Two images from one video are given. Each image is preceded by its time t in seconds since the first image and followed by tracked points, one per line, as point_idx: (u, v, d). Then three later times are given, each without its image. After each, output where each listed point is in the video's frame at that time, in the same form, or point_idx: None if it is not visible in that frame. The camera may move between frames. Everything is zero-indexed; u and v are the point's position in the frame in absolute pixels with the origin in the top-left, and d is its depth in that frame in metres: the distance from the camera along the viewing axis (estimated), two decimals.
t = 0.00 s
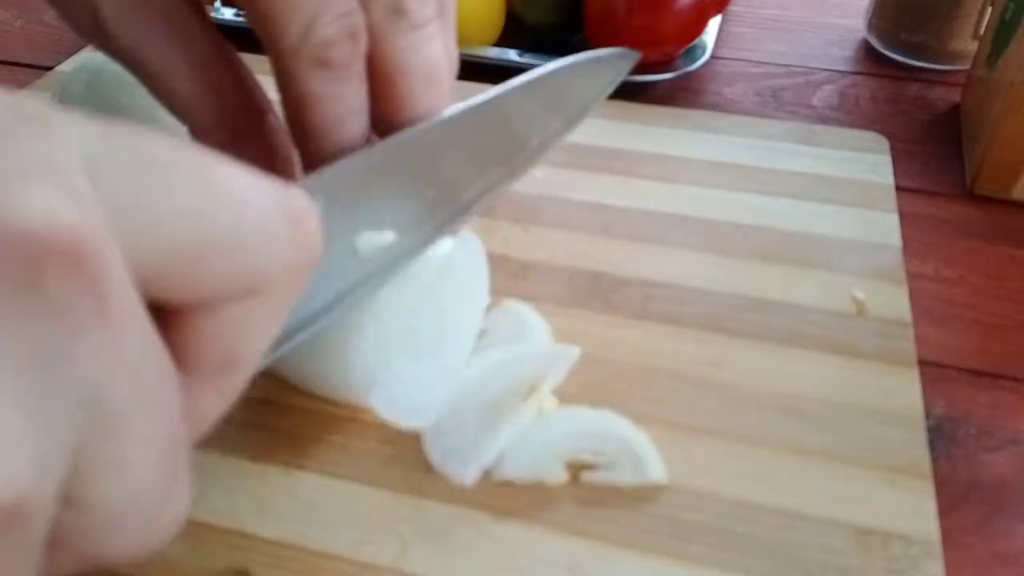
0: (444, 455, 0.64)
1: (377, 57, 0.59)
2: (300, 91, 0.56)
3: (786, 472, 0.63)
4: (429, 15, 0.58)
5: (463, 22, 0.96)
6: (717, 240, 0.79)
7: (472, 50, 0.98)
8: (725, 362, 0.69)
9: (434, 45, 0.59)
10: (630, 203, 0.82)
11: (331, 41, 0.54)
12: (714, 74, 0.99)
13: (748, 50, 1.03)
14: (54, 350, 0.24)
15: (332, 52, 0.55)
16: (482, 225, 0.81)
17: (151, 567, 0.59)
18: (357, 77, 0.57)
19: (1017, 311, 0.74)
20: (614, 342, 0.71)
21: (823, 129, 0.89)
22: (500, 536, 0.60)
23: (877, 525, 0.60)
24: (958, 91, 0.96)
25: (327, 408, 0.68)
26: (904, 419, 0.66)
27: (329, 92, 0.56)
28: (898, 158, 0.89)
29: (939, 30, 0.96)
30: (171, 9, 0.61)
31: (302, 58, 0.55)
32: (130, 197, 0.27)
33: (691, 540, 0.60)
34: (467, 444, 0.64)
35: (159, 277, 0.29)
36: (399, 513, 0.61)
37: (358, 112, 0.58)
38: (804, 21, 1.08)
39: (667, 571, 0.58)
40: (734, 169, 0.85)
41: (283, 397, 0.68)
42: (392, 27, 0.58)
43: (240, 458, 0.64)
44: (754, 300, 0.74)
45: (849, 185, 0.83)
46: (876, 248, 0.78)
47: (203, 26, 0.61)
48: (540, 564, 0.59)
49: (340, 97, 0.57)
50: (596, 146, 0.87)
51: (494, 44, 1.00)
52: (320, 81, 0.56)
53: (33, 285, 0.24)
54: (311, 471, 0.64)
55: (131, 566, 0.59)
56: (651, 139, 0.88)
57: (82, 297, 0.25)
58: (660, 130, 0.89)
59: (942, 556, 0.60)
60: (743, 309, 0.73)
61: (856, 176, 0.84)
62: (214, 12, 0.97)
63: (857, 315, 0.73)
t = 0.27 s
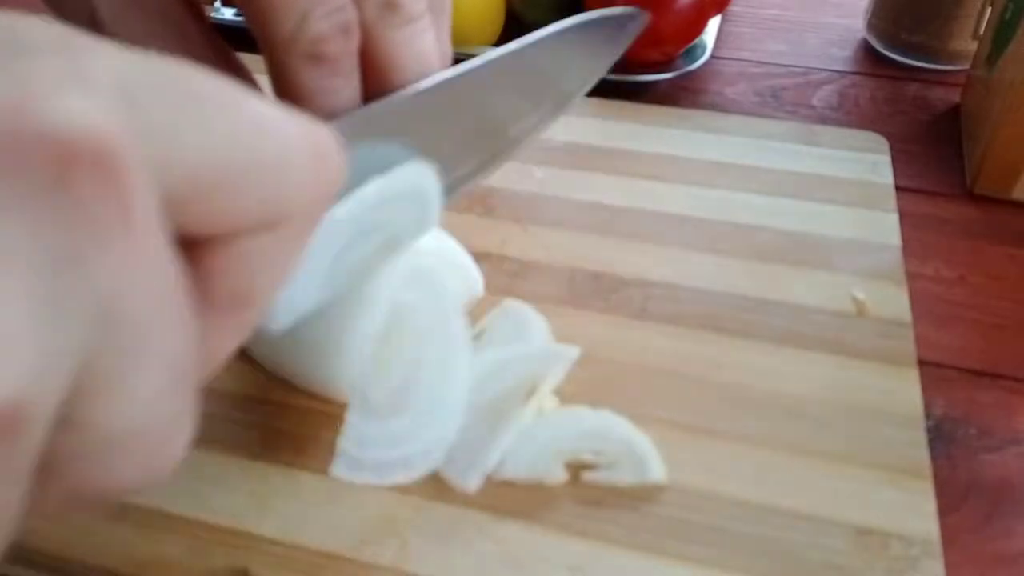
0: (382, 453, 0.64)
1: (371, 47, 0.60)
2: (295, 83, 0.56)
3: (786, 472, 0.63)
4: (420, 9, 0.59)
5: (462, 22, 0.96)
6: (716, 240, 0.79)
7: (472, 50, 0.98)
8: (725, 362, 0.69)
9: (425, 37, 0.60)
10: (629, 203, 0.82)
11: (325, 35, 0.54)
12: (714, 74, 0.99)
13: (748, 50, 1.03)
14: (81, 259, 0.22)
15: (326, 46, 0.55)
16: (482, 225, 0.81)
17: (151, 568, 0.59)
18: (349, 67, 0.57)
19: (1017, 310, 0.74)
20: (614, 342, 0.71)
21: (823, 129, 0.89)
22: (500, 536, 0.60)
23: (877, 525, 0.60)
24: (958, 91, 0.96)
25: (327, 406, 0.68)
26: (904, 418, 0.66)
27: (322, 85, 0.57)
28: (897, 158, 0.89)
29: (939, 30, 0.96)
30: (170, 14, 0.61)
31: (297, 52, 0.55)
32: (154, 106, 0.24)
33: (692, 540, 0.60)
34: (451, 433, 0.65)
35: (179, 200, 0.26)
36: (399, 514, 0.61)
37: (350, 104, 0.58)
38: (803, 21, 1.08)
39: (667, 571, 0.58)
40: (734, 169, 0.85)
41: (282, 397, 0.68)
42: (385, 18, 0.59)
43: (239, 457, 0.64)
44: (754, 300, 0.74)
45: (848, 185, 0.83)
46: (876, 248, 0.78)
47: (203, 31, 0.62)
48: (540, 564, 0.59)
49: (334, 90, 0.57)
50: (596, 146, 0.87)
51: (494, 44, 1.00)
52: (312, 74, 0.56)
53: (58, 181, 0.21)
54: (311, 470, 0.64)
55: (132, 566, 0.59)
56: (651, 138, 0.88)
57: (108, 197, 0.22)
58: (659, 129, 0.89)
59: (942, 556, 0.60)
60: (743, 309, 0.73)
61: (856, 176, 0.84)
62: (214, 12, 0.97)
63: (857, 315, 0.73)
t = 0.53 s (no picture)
0: (386, 426, 0.67)
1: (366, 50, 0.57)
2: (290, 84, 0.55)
3: (785, 472, 0.63)
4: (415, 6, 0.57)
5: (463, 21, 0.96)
6: (717, 240, 0.79)
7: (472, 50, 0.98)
8: (725, 362, 0.70)
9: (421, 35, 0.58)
10: (629, 203, 0.82)
11: (320, 32, 0.53)
12: (714, 74, 0.99)
13: (748, 51, 1.03)
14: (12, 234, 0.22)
15: (321, 44, 0.54)
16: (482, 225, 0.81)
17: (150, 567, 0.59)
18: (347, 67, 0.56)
19: (1017, 310, 0.74)
20: (615, 342, 0.71)
21: (823, 129, 0.89)
22: (500, 536, 0.60)
23: (877, 525, 0.60)
24: (958, 91, 0.96)
25: (328, 406, 0.68)
26: (904, 418, 0.66)
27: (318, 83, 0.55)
28: (897, 158, 0.89)
29: (939, 31, 0.96)
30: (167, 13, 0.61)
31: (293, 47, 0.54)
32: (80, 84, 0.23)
33: (692, 540, 0.60)
34: (450, 429, 0.66)
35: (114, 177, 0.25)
36: (399, 514, 0.61)
37: (347, 101, 0.57)
38: (803, 21, 1.08)
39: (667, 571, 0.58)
40: (733, 169, 0.85)
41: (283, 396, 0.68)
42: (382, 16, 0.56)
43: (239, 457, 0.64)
44: (755, 300, 0.74)
45: (848, 185, 0.83)
46: (876, 248, 0.78)
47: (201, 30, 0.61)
48: (540, 564, 0.59)
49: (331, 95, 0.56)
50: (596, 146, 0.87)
51: (494, 44, 1.00)
52: (308, 73, 0.55)
53: None
54: (311, 470, 0.64)
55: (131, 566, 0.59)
56: (651, 139, 0.88)
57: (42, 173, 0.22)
58: (659, 129, 0.89)
59: (942, 556, 0.60)
60: (743, 309, 0.73)
61: (855, 176, 0.84)
62: (214, 12, 0.97)
63: (857, 315, 0.73)
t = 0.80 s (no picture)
0: (387, 424, 0.67)
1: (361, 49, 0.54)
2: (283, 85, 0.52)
3: (785, 472, 0.63)
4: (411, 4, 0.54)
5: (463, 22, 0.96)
6: (717, 240, 0.79)
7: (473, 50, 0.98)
8: (726, 361, 0.69)
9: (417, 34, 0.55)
10: (629, 203, 0.82)
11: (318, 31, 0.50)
12: (714, 74, 0.99)
13: (748, 50, 1.03)
14: None
15: (318, 41, 0.50)
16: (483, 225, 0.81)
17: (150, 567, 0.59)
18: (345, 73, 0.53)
19: (1017, 310, 0.74)
20: (615, 342, 0.71)
21: (823, 129, 0.89)
22: (500, 536, 0.60)
23: (877, 525, 0.60)
24: (958, 91, 0.96)
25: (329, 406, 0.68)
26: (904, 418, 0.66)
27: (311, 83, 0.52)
28: (897, 158, 0.89)
29: (939, 31, 0.96)
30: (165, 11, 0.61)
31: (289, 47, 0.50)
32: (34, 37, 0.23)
33: (692, 540, 0.60)
34: (452, 430, 0.66)
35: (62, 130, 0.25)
36: (399, 514, 0.61)
37: (341, 98, 0.53)
38: (803, 21, 1.08)
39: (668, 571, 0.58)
40: (733, 169, 0.85)
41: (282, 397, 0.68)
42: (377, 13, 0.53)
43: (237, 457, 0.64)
44: (755, 300, 0.74)
45: (848, 185, 0.83)
46: (877, 248, 0.78)
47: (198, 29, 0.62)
48: (540, 564, 0.59)
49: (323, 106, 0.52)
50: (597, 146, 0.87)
51: (494, 44, 1.00)
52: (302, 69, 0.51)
53: None
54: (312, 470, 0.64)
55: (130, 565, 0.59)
56: (652, 139, 0.88)
57: None
58: (660, 129, 0.89)
59: (942, 556, 0.60)
60: (743, 309, 0.73)
61: (856, 176, 0.84)
62: (214, 12, 0.97)
63: (857, 314, 0.73)
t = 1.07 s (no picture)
0: (386, 425, 0.67)
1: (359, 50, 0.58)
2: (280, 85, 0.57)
3: (785, 471, 0.63)
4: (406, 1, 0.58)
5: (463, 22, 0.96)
6: (717, 240, 0.79)
7: (473, 50, 0.98)
8: (726, 361, 0.69)
9: (410, 32, 0.59)
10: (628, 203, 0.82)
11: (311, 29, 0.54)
12: (713, 74, 0.99)
13: (748, 50, 1.03)
14: (127, 394, 0.26)
15: (314, 40, 0.55)
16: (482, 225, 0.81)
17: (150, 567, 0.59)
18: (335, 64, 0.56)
19: (1017, 310, 0.74)
20: (615, 343, 0.71)
21: (823, 129, 0.89)
22: (500, 537, 0.60)
23: (876, 525, 0.60)
24: (958, 91, 0.96)
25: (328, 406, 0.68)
26: (903, 418, 0.66)
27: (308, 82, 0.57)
28: (897, 158, 0.89)
29: (939, 31, 0.96)
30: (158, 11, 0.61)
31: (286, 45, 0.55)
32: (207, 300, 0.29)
33: (692, 541, 0.60)
34: (451, 430, 0.66)
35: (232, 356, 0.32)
36: (399, 514, 0.61)
37: (336, 97, 0.58)
38: (803, 21, 1.08)
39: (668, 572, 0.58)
40: (733, 170, 0.85)
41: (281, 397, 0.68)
42: (370, 12, 0.57)
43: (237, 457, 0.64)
44: (755, 300, 0.74)
45: (848, 185, 0.83)
46: (876, 248, 0.78)
47: (191, 27, 0.62)
48: (540, 564, 0.59)
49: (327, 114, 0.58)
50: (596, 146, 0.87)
51: (494, 44, 1.00)
52: (298, 66, 0.56)
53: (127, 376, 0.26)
54: (311, 470, 0.64)
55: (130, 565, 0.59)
56: (652, 138, 0.88)
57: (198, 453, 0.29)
58: (659, 129, 0.89)
59: (942, 556, 0.60)
60: (743, 309, 0.73)
61: (855, 176, 0.84)
62: (214, 12, 0.97)
63: (857, 315, 0.73)
